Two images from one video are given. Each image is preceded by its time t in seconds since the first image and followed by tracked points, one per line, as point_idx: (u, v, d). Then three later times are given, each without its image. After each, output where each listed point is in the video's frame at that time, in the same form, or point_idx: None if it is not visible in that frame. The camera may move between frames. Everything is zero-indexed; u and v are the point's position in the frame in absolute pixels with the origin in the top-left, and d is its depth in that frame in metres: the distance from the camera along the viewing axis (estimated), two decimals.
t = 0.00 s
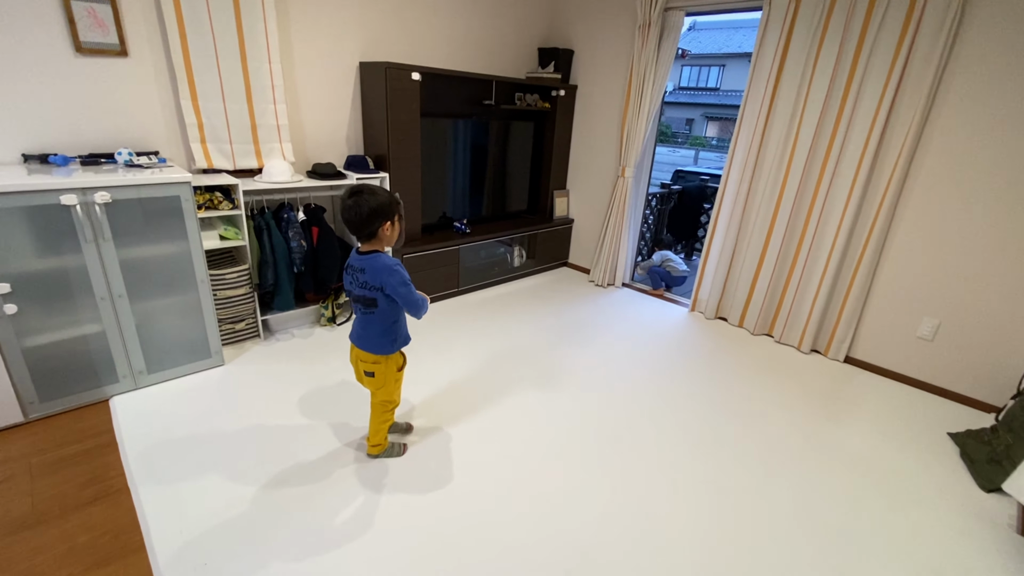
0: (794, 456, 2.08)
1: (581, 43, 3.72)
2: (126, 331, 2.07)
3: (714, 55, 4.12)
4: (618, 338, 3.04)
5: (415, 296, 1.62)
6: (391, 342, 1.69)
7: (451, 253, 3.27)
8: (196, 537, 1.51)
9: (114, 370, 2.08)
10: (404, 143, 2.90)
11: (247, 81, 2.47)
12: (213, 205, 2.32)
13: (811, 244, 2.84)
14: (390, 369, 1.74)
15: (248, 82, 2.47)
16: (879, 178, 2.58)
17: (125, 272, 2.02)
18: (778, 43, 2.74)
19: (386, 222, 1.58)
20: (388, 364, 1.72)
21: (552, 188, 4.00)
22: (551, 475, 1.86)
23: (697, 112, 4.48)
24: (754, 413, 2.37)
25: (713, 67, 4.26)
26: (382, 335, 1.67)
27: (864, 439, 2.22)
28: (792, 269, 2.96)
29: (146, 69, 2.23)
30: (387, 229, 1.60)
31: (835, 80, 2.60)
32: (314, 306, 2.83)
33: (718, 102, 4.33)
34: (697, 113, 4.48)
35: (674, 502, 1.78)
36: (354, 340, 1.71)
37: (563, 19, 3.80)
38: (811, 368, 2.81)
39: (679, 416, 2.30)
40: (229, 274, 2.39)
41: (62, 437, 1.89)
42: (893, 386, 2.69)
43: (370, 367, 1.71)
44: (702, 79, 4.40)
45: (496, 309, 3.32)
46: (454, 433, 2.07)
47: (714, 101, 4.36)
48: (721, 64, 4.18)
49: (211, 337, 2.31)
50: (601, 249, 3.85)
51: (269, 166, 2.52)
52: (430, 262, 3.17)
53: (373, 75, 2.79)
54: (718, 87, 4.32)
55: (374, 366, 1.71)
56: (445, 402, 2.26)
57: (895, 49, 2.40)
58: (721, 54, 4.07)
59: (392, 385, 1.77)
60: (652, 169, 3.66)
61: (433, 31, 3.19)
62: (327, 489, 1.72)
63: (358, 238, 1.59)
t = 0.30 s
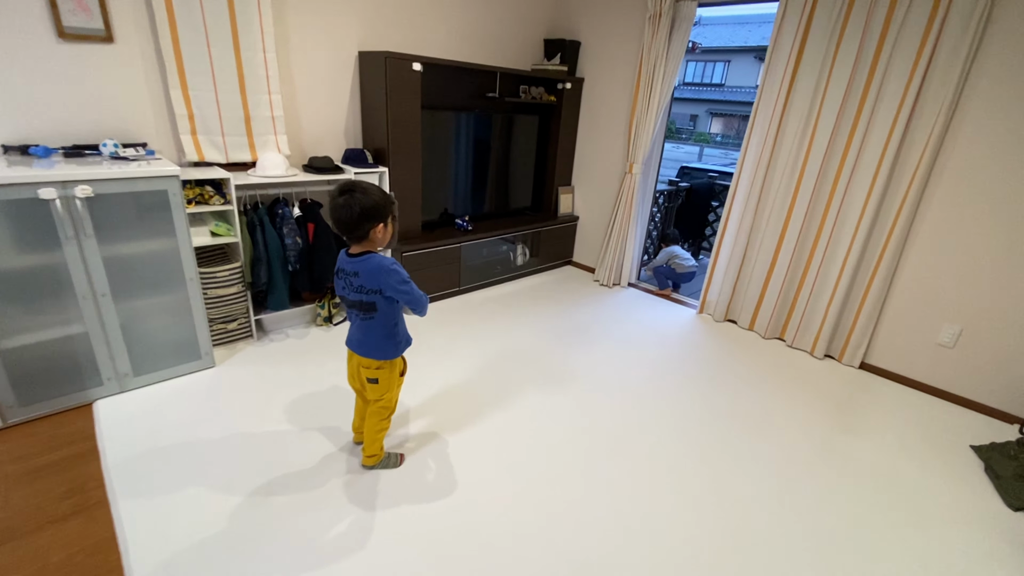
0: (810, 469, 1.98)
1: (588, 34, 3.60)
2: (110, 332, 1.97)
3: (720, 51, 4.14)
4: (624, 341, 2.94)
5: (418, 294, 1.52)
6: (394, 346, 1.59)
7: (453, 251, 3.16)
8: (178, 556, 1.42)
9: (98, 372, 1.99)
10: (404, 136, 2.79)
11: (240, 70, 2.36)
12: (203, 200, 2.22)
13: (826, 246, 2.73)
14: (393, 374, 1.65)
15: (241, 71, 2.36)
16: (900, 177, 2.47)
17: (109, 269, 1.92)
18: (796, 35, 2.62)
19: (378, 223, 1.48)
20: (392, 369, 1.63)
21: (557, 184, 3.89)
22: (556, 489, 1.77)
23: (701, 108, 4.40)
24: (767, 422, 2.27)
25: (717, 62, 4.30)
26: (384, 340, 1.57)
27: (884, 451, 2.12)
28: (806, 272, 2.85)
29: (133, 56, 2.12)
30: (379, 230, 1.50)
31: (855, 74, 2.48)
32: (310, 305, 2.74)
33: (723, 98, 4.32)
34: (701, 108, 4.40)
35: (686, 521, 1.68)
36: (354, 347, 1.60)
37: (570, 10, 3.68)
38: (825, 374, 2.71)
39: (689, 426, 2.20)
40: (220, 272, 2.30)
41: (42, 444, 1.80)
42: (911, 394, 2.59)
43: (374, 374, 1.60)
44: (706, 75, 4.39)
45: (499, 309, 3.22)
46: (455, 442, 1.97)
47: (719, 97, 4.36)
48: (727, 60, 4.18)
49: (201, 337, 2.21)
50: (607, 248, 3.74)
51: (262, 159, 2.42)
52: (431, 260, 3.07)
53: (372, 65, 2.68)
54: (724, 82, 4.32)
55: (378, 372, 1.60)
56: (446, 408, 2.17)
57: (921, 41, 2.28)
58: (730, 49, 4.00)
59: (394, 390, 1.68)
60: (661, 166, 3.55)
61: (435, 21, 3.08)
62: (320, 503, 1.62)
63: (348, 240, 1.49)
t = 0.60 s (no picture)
0: (832, 492, 1.87)
1: (593, 29, 3.47)
2: (90, 344, 1.86)
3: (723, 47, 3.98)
4: (630, 348, 2.82)
5: (407, 300, 1.41)
6: (384, 357, 1.48)
7: (453, 253, 3.05)
8: None
9: (77, 386, 1.88)
10: (403, 135, 2.67)
11: (229, 65, 2.23)
12: (190, 202, 2.10)
13: (844, 251, 2.61)
14: (384, 388, 1.53)
15: (230, 66, 2.24)
16: (924, 179, 2.35)
17: (88, 277, 1.81)
18: (814, 28, 2.48)
19: (360, 227, 1.36)
20: (382, 383, 1.51)
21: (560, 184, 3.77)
22: (563, 514, 1.66)
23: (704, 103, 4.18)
24: (784, 438, 2.15)
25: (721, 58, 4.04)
26: (373, 352, 1.46)
27: (907, 471, 2.01)
28: (822, 278, 2.73)
29: (114, 50, 2.00)
30: (361, 235, 1.38)
31: (878, 71, 2.35)
32: (304, 311, 2.63)
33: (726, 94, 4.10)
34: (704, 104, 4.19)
35: (702, 551, 1.57)
36: (343, 360, 1.49)
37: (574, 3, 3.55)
38: (842, 385, 2.60)
39: (702, 442, 2.09)
40: (208, 278, 2.18)
41: (16, 465, 1.69)
42: (932, 407, 2.47)
43: (361, 389, 1.48)
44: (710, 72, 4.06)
45: (501, 313, 3.11)
46: (456, 459, 1.85)
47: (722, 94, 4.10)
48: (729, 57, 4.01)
49: (188, 347, 2.10)
50: (612, 250, 3.62)
51: (253, 159, 2.31)
52: (431, 263, 2.96)
53: (368, 60, 2.56)
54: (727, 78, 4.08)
55: (367, 387, 1.48)
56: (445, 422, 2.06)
57: (949, 36, 2.15)
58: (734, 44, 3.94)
59: (386, 405, 1.56)
60: (668, 165, 3.43)
61: (434, 14, 2.95)
62: (309, 526, 1.51)
63: (332, 245, 1.38)
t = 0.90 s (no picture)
0: (856, 514, 1.76)
1: (604, 20, 3.34)
2: (75, 351, 1.78)
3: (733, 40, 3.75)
4: (640, 354, 2.70)
5: (396, 306, 1.30)
6: (373, 370, 1.38)
7: (457, 254, 2.95)
8: None
9: (62, 395, 1.80)
10: (405, 131, 2.57)
11: (222, 58, 2.14)
12: (182, 202, 2.02)
13: (867, 255, 2.48)
14: (372, 403, 1.43)
15: (224, 59, 2.14)
16: (956, 180, 2.21)
17: (71, 282, 1.72)
18: (840, 18, 2.34)
19: (339, 230, 1.25)
20: (369, 399, 1.41)
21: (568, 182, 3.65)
22: (569, 538, 1.56)
23: (714, 99, 3.96)
24: (803, 454, 2.04)
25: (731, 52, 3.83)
26: (360, 364, 1.36)
27: (936, 492, 1.89)
28: (842, 283, 2.60)
29: (101, 42, 1.90)
30: (342, 238, 1.27)
31: (908, 64, 2.21)
32: (301, 315, 2.54)
33: (736, 90, 3.91)
34: (715, 100, 3.97)
35: None
36: (330, 371, 1.41)
37: None
38: (862, 396, 2.48)
39: (716, 458, 1.97)
40: (201, 281, 2.09)
41: None
42: (958, 420, 2.35)
43: (347, 404, 1.39)
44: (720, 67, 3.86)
45: (506, 317, 3.01)
46: (456, 475, 1.75)
47: (732, 89, 3.92)
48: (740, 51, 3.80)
49: (179, 353, 2.02)
50: (621, 251, 3.50)
51: (248, 156, 2.21)
52: (434, 265, 2.86)
53: (369, 52, 2.45)
54: (737, 74, 3.87)
55: (354, 402, 1.39)
56: (447, 435, 1.97)
57: (986, 27, 2.01)
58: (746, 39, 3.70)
59: (375, 422, 1.46)
60: (681, 163, 3.30)
61: (438, 5, 2.84)
62: (298, 551, 1.42)
63: (315, 250, 1.29)
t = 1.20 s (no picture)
0: (879, 546, 1.63)
1: (617, 18, 3.23)
2: (59, 355, 1.72)
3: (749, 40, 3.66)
4: (650, 365, 2.60)
5: (371, 313, 1.14)
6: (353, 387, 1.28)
7: (461, 258, 2.86)
8: None
9: (46, 400, 1.74)
10: (408, 131, 2.48)
11: (219, 53, 2.07)
12: (175, 202, 1.95)
13: (891, 266, 2.35)
14: (358, 420, 1.34)
15: (221, 55, 2.07)
16: (990, 187, 2.08)
17: (55, 284, 1.66)
18: (867, 14, 2.20)
19: (314, 235, 1.18)
20: (354, 416, 1.32)
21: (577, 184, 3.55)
22: (569, 565, 1.46)
23: (727, 100, 3.91)
24: (823, 477, 1.91)
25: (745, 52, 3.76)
26: (339, 378, 1.27)
27: (965, 522, 1.76)
28: (864, 294, 2.47)
29: (93, 36, 1.84)
30: (319, 243, 1.19)
31: (940, 64, 2.07)
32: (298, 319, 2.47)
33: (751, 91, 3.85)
34: (727, 101, 3.92)
35: None
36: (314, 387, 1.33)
37: None
38: (886, 414, 2.34)
39: (728, 479, 1.86)
40: (194, 284, 2.02)
41: None
42: (989, 442, 2.21)
43: (330, 421, 1.30)
44: (734, 67, 3.78)
45: (510, 323, 2.91)
46: (452, 494, 1.66)
47: (747, 90, 3.86)
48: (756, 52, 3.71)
49: (169, 358, 1.95)
50: (631, 256, 3.39)
51: (244, 155, 2.13)
52: (437, 269, 2.78)
53: (372, 49, 2.37)
54: (752, 75, 3.81)
55: (337, 418, 1.30)
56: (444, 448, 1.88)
57: None
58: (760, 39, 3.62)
59: (362, 440, 1.37)
60: (695, 166, 3.18)
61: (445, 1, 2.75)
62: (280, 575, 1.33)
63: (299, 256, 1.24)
